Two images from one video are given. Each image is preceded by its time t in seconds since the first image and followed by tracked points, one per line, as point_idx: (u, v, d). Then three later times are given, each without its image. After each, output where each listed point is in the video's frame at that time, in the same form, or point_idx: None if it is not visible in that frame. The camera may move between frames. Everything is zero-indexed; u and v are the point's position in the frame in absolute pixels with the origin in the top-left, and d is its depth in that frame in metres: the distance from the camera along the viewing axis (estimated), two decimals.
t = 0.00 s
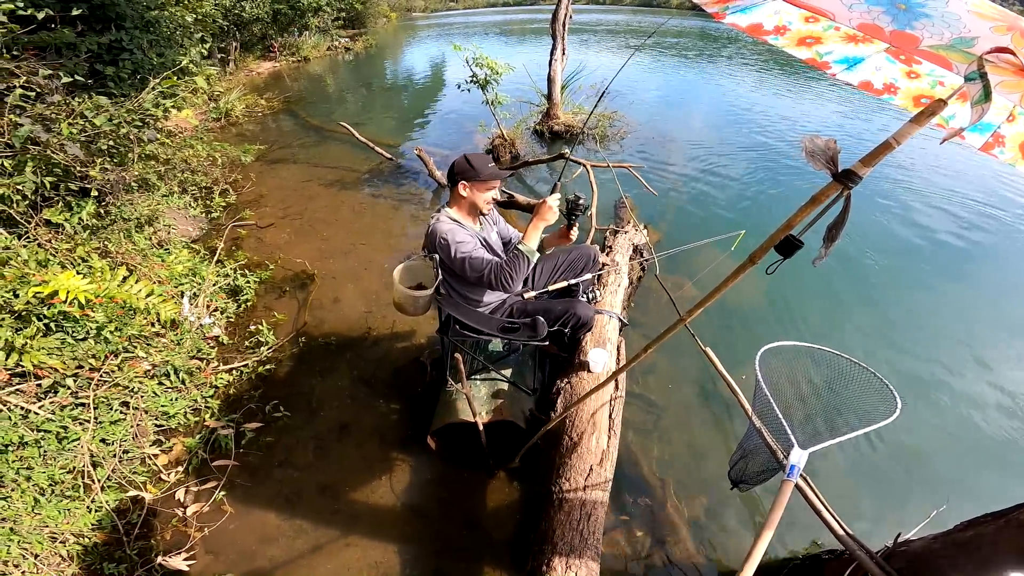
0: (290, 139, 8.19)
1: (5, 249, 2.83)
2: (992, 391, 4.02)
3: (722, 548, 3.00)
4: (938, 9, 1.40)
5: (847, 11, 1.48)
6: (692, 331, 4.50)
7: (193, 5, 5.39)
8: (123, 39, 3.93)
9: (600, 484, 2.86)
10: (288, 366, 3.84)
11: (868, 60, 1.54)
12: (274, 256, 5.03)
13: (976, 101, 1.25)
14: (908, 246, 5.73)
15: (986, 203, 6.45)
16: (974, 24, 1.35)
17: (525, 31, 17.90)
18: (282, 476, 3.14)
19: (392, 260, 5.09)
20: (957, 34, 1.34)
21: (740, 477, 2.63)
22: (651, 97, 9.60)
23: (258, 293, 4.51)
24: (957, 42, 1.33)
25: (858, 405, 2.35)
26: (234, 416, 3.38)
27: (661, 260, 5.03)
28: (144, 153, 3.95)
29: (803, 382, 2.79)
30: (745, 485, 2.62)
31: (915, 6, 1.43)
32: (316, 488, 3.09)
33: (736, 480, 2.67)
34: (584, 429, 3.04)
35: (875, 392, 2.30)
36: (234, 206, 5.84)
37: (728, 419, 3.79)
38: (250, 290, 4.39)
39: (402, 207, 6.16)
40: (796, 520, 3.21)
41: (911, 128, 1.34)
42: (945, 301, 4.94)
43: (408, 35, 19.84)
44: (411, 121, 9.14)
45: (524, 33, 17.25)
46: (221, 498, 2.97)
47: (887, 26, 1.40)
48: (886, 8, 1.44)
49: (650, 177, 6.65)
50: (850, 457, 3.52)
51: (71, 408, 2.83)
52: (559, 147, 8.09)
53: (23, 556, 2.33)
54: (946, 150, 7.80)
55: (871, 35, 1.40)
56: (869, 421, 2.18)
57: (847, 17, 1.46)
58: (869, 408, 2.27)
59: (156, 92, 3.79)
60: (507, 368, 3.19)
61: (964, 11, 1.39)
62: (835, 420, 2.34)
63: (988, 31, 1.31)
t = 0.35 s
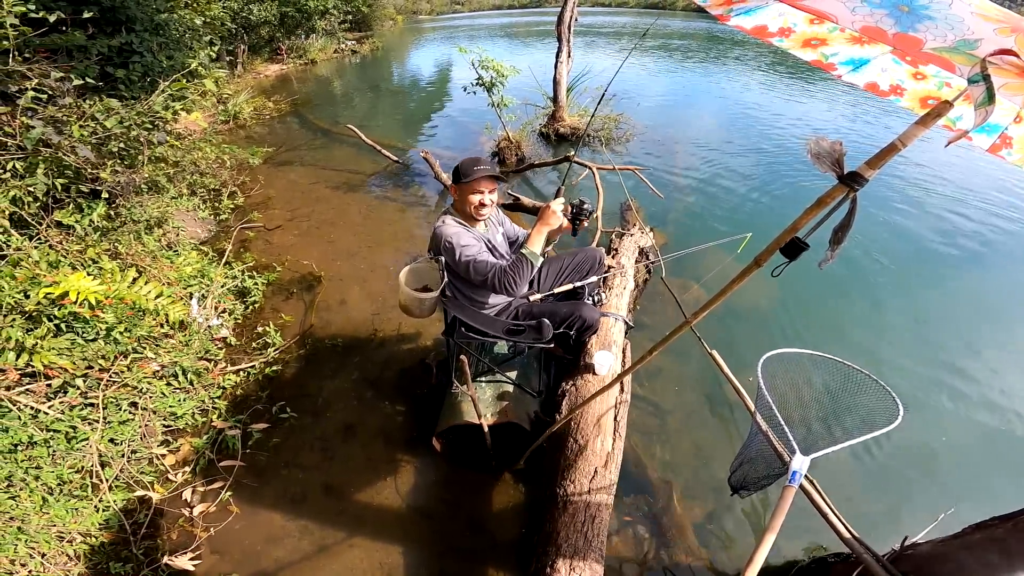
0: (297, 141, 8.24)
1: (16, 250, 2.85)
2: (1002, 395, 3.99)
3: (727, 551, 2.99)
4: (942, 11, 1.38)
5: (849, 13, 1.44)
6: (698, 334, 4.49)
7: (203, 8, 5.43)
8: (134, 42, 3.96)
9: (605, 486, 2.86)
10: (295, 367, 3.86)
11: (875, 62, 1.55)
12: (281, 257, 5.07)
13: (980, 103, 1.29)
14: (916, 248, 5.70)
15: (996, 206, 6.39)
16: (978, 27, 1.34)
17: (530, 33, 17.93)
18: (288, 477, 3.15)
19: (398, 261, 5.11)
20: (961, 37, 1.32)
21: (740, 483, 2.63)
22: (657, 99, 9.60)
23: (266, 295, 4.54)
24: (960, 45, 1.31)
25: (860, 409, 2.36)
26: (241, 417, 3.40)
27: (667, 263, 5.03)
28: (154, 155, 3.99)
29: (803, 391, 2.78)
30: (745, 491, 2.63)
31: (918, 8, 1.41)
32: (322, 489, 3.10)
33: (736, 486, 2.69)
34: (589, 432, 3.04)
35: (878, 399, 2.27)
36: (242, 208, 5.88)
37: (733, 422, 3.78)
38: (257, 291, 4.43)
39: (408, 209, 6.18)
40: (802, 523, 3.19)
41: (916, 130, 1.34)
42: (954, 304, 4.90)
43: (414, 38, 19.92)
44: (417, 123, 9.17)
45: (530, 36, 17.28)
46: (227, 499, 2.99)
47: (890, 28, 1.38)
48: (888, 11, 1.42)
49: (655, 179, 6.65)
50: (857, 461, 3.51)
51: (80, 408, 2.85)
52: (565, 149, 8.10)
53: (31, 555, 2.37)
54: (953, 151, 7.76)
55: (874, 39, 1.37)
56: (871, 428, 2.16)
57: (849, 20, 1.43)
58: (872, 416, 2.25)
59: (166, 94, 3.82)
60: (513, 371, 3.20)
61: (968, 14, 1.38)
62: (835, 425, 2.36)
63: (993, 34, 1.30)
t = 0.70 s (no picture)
0: (299, 136, 8.24)
1: (15, 242, 2.84)
2: (1003, 399, 3.97)
3: (724, 552, 2.98)
4: (959, 12, 1.35)
5: (865, 13, 1.43)
6: (698, 334, 4.48)
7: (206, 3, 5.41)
8: (137, 36, 3.95)
9: (603, 485, 2.85)
10: (293, 362, 3.86)
11: (883, 63, 1.54)
12: (281, 253, 5.06)
13: (998, 105, 1.25)
14: (919, 250, 5.68)
15: (1000, 209, 6.37)
16: (996, 28, 1.31)
17: (534, 31, 17.89)
18: (285, 473, 3.15)
19: (398, 258, 5.10)
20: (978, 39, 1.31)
21: (746, 480, 2.60)
22: (660, 99, 9.58)
23: (265, 290, 4.54)
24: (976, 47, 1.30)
25: (873, 408, 2.34)
26: (239, 412, 3.40)
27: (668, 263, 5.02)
28: (156, 149, 4.00)
29: (814, 387, 2.77)
30: (751, 488, 2.60)
31: (936, 8, 1.38)
32: (319, 486, 3.10)
33: (743, 483, 2.65)
34: (588, 432, 3.03)
35: (889, 399, 2.26)
36: (243, 203, 5.88)
37: (732, 423, 3.77)
38: (257, 286, 4.43)
39: (409, 206, 6.17)
40: (801, 525, 3.18)
41: (926, 132, 1.33)
42: (956, 308, 4.89)
43: (417, 35, 19.89)
44: (419, 120, 9.16)
45: (533, 34, 17.25)
46: (224, 494, 2.99)
47: (907, 29, 1.37)
48: (905, 11, 1.40)
49: (657, 179, 6.63)
50: (856, 463, 3.50)
51: (77, 402, 2.83)
52: (567, 148, 8.08)
53: (25, 550, 2.37)
54: (956, 153, 7.73)
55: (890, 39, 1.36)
56: (880, 428, 2.15)
57: (865, 20, 1.42)
58: (880, 416, 2.24)
59: (168, 89, 3.80)
60: (512, 369, 3.19)
61: (986, 15, 1.34)
62: (844, 424, 2.33)
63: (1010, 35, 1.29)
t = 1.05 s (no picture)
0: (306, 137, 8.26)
1: (23, 239, 2.84)
2: (1007, 412, 3.95)
3: (725, 562, 2.96)
4: (978, 25, 1.37)
5: (885, 26, 1.44)
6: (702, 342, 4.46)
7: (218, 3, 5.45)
8: (150, 35, 3.96)
9: (605, 491, 2.83)
10: (296, 363, 3.86)
11: (894, 72, 1.52)
12: (286, 253, 5.07)
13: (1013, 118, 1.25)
14: (924, 261, 5.66)
15: (1005, 220, 6.36)
16: (1014, 41, 1.33)
17: (541, 36, 17.92)
18: (285, 474, 3.14)
19: (403, 260, 5.10)
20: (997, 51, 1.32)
21: (745, 486, 2.60)
22: (665, 105, 9.60)
23: (269, 290, 4.54)
24: (994, 59, 1.31)
25: (869, 413, 2.33)
26: (241, 412, 3.39)
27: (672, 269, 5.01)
28: (164, 148, 4.01)
29: (811, 392, 2.78)
30: (749, 493, 2.59)
31: (955, 22, 1.40)
32: (319, 487, 3.09)
33: (741, 489, 2.64)
34: (590, 438, 3.01)
35: (886, 404, 2.25)
36: (249, 203, 5.89)
37: (735, 431, 3.75)
38: (261, 286, 4.43)
39: (414, 208, 6.17)
40: (803, 534, 3.15)
41: (937, 143, 1.33)
42: (961, 320, 4.86)
43: (426, 37, 19.98)
44: (426, 123, 9.18)
45: (541, 38, 17.28)
46: (224, 494, 2.97)
47: (926, 41, 1.38)
48: (925, 24, 1.42)
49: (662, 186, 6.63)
50: (859, 474, 3.48)
51: (79, 399, 2.82)
52: (573, 152, 8.08)
53: (21, 547, 2.34)
54: (963, 164, 7.70)
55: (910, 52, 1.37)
56: (878, 432, 2.14)
57: (885, 32, 1.43)
58: (878, 419, 2.24)
59: (179, 88, 3.82)
60: (515, 373, 3.18)
61: (1004, 28, 1.36)
62: (840, 431, 2.33)
63: None
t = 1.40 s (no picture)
0: (294, 136, 8.20)
1: (5, 239, 2.80)
2: (992, 408, 4.00)
3: (717, 558, 2.98)
4: (973, 24, 1.32)
5: (881, 24, 1.41)
6: (692, 341, 4.48)
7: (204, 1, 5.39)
8: (134, 32, 3.92)
9: (598, 490, 2.83)
10: (285, 363, 3.83)
11: (884, 72, 1.56)
12: (274, 252, 5.03)
13: (1007, 117, 1.31)
14: (910, 259, 5.73)
15: (989, 218, 6.46)
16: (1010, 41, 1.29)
17: (531, 35, 17.93)
18: (275, 475, 3.11)
19: (392, 260, 5.08)
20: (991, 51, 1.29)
21: (740, 482, 2.61)
22: (656, 104, 9.64)
23: (257, 290, 4.50)
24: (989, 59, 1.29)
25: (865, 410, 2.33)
26: (229, 413, 3.36)
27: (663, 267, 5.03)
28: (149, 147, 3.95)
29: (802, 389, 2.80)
30: (744, 489, 2.60)
31: (950, 20, 1.36)
32: (310, 488, 3.06)
33: (736, 484, 2.65)
34: (582, 436, 3.00)
35: (881, 401, 2.26)
36: (236, 202, 5.84)
37: (725, 428, 3.77)
38: (248, 286, 4.39)
39: (404, 207, 6.15)
40: (794, 530, 3.17)
41: (927, 142, 1.34)
42: (947, 317, 4.93)
43: (416, 36, 19.92)
44: (416, 121, 9.15)
45: (532, 37, 17.28)
46: (213, 496, 2.94)
47: (921, 40, 1.36)
48: (920, 22, 1.38)
49: (653, 184, 6.66)
50: (848, 470, 3.51)
51: (64, 402, 2.81)
52: (563, 151, 8.09)
53: (8, 550, 2.32)
54: (948, 162, 7.79)
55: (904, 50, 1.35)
56: (870, 428, 2.16)
57: (879, 30, 1.40)
58: (872, 416, 2.25)
59: (164, 86, 3.77)
60: (507, 372, 3.18)
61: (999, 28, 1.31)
62: (833, 426, 2.34)
63: None
